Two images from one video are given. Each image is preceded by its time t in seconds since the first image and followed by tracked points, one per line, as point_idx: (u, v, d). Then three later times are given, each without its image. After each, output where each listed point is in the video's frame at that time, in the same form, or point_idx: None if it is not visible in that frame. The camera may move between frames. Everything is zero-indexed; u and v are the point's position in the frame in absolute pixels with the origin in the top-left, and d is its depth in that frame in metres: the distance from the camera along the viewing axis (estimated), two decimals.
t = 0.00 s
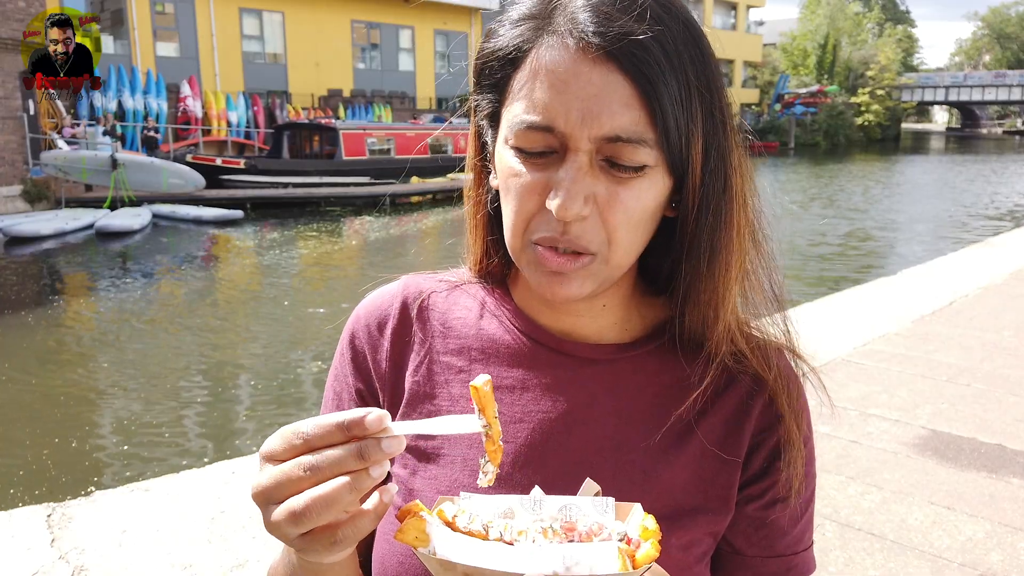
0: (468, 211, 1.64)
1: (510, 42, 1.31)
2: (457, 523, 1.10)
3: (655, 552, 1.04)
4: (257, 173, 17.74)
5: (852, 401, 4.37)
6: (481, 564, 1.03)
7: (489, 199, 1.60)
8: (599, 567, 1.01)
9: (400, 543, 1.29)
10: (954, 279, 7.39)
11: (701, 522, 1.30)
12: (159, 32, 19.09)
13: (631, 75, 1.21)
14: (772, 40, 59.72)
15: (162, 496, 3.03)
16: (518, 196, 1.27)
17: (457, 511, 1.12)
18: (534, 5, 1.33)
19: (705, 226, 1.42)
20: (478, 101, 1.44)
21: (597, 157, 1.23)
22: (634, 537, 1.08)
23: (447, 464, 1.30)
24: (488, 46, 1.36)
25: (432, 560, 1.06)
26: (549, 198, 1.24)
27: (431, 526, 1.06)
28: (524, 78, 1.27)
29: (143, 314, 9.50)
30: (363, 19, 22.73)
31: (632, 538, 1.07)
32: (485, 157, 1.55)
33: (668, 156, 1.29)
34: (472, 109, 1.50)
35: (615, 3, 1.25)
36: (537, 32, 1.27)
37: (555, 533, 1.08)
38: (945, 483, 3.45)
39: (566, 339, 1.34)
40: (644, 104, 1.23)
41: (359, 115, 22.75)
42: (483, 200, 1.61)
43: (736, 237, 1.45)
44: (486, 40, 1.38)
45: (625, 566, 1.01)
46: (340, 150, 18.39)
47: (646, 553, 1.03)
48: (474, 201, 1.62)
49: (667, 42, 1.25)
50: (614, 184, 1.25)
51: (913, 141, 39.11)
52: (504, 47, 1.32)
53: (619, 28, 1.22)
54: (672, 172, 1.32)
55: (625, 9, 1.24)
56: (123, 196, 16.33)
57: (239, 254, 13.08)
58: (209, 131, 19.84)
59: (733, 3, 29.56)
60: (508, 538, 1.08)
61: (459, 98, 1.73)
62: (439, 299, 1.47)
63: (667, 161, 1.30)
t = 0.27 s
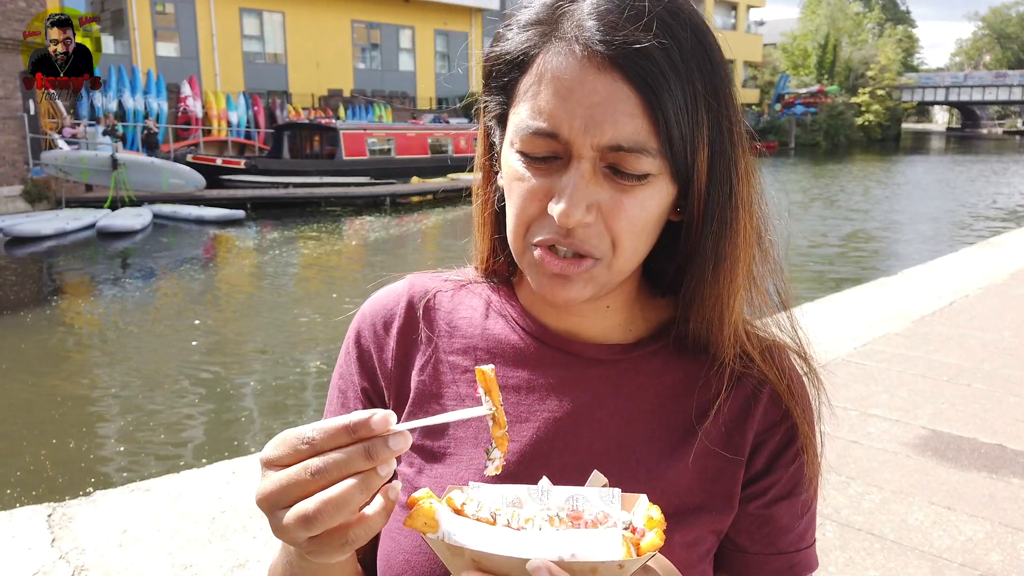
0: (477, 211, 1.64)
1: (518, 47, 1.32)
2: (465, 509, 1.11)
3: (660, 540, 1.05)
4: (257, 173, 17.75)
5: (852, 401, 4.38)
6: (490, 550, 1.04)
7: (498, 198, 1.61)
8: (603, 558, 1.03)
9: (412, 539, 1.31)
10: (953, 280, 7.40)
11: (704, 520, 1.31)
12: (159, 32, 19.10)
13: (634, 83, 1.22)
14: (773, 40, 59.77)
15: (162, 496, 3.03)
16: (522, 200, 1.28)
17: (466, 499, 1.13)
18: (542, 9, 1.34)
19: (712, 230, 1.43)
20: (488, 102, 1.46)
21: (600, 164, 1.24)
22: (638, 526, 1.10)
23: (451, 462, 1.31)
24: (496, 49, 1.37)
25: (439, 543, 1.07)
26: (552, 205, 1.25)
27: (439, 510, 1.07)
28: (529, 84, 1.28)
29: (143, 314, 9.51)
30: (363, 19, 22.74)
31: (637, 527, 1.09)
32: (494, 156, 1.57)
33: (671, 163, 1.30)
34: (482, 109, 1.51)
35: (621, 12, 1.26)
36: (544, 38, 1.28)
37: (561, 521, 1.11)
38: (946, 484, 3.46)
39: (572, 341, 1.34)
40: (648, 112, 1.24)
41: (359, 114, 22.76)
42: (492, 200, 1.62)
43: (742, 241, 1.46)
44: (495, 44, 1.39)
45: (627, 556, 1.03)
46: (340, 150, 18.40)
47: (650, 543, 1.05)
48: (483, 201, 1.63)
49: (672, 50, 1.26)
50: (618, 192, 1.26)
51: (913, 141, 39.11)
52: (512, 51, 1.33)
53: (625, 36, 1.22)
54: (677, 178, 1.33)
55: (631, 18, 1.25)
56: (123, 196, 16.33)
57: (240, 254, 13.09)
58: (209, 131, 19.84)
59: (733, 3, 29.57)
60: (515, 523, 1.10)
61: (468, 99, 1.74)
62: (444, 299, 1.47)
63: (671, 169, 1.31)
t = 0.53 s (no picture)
0: (479, 214, 1.64)
1: (521, 55, 1.32)
2: (469, 489, 1.18)
3: (658, 525, 1.09)
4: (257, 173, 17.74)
5: (853, 402, 4.38)
6: (489, 528, 1.09)
7: (499, 201, 1.60)
8: (599, 540, 1.08)
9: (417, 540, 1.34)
10: (953, 280, 7.40)
11: (705, 522, 1.32)
12: (160, 32, 19.11)
13: (636, 91, 1.22)
14: (773, 40, 59.72)
15: (161, 496, 3.04)
16: (524, 207, 1.29)
17: (471, 480, 1.20)
18: (544, 17, 1.34)
19: (713, 235, 1.43)
20: (489, 108, 1.46)
21: (602, 171, 1.24)
22: (638, 512, 1.13)
23: (453, 460, 1.33)
24: (498, 56, 1.38)
25: (442, 521, 1.12)
26: (553, 212, 1.26)
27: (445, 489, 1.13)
28: (531, 92, 1.28)
29: (143, 314, 9.51)
30: (363, 19, 22.76)
31: (636, 513, 1.12)
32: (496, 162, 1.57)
33: (674, 169, 1.30)
34: (484, 115, 1.51)
35: (622, 19, 1.26)
36: (546, 46, 1.28)
37: (563, 503, 1.15)
38: (946, 484, 3.46)
39: (574, 346, 1.36)
40: (650, 120, 1.24)
41: (359, 115, 22.77)
42: (493, 204, 1.61)
43: (743, 246, 1.47)
44: (497, 51, 1.40)
45: (624, 540, 1.08)
46: (340, 150, 18.40)
47: (649, 527, 1.08)
48: (484, 206, 1.62)
49: (675, 57, 1.25)
50: (620, 200, 1.26)
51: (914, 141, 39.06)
52: (514, 58, 1.33)
53: (626, 45, 1.22)
54: (679, 184, 1.33)
55: (633, 25, 1.25)
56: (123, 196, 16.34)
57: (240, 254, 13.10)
58: (209, 131, 19.85)
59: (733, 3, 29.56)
60: (516, 506, 1.15)
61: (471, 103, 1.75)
62: (447, 301, 1.48)
63: (674, 175, 1.31)
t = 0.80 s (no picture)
0: (482, 216, 1.65)
1: (522, 57, 1.32)
2: (471, 481, 1.19)
3: (656, 521, 1.08)
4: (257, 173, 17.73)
5: (853, 402, 4.38)
6: (489, 521, 1.10)
7: (501, 203, 1.61)
8: (594, 536, 1.08)
9: (417, 538, 1.34)
10: (952, 280, 7.40)
11: (707, 522, 1.33)
12: (160, 32, 19.11)
13: (638, 92, 1.22)
14: (773, 40, 59.77)
15: (161, 496, 3.04)
16: (525, 209, 1.29)
17: (473, 472, 1.21)
18: (545, 18, 1.35)
19: (716, 237, 1.44)
20: (491, 110, 1.47)
21: (604, 173, 1.24)
22: (636, 509, 1.14)
23: (452, 456, 1.35)
24: (501, 57, 1.38)
25: (441, 511, 1.13)
26: (554, 214, 1.26)
27: (446, 481, 1.14)
28: (533, 94, 1.28)
29: (142, 314, 9.52)
30: (363, 19, 22.77)
31: (634, 510, 1.13)
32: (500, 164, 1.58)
33: (676, 171, 1.30)
34: (486, 119, 1.52)
35: (624, 21, 1.26)
36: (548, 49, 1.28)
37: (561, 498, 1.17)
38: (946, 484, 3.46)
39: (576, 345, 1.37)
40: (651, 122, 1.24)
41: (359, 114, 22.77)
42: (496, 206, 1.62)
43: (746, 246, 1.47)
44: (499, 53, 1.40)
45: (620, 537, 1.08)
46: (340, 150, 18.39)
47: (646, 524, 1.08)
48: (488, 209, 1.63)
49: (675, 58, 1.26)
50: (620, 203, 1.26)
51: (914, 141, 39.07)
52: (516, 62, 1.34)
53: (628, 46, 1.22)
54: (681, 185, 1.33)
55: (635, 27, 1.25)
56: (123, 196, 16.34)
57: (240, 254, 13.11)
58: (209, 131, 19.85)
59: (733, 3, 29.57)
60: (515, 500, 1.16)
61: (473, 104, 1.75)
62: (450, 301, 1.51)
63: (675, 176, 1.31)
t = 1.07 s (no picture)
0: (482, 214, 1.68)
1: (523, 50, 1.33)
2: (473, 452, 1.20)
3: (643, 502, 1.11)
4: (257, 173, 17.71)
5: (853, 402, 4.38)
6: (477, 487, 1.10)
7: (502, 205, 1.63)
8: (579, 510, 1.08)
9: (416, 534, 1.39)
10: (953, 279, 7.38)
11: (708, 519, 1.34)
12: (159, 32, 19.10)
13: (635, 85, 1.22)
14: (773, 40, 59.73)
15: (160, 495, 3.04)
16: (519, 203, 1.29)
17: (474, 445, 1.22)
18: (547, 12, 1.36)
19: (717, 236, 1.47)
20: (494, 106, 1.48)
21: (599, 166, 1.24)
22: (629, 488, 1.15)
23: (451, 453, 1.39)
24: (503, 49, 1.39)
25: (438, 480, 1.16)
26: (549, 206, 1.26)
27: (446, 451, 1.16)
28: (531, 86, 1.28)
29: (142, 314, 9.50)
30: (363, 18, 22.76)
31: (624, 489, 1.14)
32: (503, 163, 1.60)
33: (675, 167, 1.30)
34: (489, 115, 1.53)
35: (624, 15, 1.27)
36: (547, 41, 1.29)
37: (555, 472, 1.18)
38: (946, 484, 3.45)
39: (577, 344, 1.40)
40: (649, 115, 1.23)
41: (359, 114, 22.74)
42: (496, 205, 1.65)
43: (746, 244, 1.49)
44: (501, 45, 1.40)
45: (604, 511, 1.08)
46: (340, 150, 18.38)
47: (635, 503, 1.10)
48: (488, 207, 1.66)
49: (676, 52, 1.25)
50: (616, 198, 1.25)
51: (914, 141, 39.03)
52: (516, 55, 1.35)
53: (626, 39, 1.23)
54: (681, 184, 1.33)
55: (635, 21, 1.26)
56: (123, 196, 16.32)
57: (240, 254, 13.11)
58: (209, 131, 19.83)
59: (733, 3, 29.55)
60: (511, 472, 1.17)
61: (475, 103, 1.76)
62: (449, 298, 1.54)
63: (674, 171, 1.30)
